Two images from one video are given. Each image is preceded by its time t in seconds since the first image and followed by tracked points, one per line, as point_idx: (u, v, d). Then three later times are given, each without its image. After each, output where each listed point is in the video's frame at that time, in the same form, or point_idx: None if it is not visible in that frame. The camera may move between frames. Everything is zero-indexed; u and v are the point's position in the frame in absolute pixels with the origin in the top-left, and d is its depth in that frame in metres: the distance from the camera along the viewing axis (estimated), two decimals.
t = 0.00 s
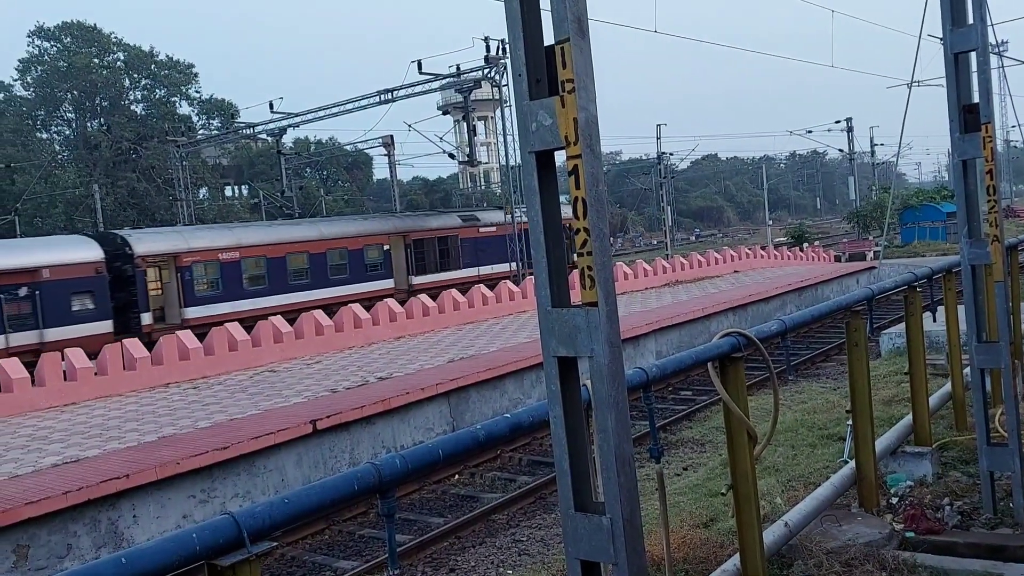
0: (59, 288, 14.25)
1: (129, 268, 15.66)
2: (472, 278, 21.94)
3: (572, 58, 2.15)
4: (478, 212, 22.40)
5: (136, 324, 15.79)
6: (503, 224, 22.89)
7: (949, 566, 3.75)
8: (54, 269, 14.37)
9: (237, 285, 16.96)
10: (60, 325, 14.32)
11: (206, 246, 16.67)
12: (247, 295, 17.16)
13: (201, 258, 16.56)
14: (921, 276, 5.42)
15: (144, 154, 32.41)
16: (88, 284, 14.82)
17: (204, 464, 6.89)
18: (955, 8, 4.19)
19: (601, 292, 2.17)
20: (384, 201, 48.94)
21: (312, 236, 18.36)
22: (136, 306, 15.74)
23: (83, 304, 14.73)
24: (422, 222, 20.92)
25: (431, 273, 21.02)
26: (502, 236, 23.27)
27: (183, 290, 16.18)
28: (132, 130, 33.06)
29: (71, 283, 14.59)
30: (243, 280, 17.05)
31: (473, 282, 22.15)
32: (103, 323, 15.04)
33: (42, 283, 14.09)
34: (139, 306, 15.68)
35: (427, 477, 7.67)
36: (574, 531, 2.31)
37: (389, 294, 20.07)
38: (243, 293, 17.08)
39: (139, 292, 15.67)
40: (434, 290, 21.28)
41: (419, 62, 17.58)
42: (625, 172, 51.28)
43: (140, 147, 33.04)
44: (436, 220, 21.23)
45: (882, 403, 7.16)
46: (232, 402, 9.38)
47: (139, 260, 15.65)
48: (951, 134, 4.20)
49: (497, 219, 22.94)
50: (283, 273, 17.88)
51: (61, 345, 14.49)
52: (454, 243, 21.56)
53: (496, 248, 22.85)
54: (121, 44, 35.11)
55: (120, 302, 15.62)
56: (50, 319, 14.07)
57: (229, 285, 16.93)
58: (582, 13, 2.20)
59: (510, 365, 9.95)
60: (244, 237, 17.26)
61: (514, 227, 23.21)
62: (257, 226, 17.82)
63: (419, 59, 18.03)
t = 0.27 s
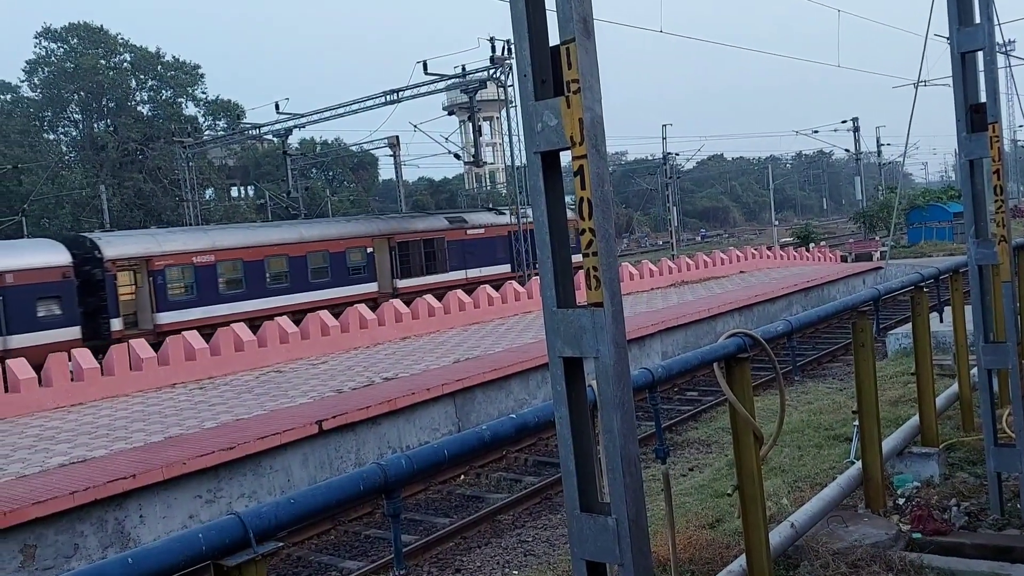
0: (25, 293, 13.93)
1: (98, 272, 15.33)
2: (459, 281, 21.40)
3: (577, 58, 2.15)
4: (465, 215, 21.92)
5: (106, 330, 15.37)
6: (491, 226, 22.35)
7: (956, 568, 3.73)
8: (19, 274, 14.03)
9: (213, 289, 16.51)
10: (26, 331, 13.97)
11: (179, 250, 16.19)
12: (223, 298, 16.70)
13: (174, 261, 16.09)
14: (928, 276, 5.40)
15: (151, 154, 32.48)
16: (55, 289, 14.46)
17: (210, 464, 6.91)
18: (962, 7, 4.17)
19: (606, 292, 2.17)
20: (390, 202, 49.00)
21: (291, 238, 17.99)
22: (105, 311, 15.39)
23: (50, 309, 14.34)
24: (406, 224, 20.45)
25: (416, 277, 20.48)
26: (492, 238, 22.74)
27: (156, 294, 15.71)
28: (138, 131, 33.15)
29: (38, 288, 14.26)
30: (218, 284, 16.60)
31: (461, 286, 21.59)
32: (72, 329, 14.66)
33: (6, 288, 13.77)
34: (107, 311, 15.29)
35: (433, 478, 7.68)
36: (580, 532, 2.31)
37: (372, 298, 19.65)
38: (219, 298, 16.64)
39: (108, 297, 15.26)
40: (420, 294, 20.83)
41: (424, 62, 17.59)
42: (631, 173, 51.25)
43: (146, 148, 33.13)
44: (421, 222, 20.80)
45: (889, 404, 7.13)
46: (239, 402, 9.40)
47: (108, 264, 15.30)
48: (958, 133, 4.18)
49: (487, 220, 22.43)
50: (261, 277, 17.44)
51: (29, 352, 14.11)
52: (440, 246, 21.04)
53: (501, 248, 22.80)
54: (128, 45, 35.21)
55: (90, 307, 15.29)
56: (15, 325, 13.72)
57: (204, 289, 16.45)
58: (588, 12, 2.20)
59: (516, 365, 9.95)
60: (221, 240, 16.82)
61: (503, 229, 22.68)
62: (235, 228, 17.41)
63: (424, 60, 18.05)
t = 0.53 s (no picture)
0: None
1: (70, 277, 15.23)
2: (449, 286, 21.10)
3: (588, 60, 2.15)
4: (456, 217, 21.63)
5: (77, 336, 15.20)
6: (483, 229, 22.04)
7: (968, 572, 3.70)
8: None
9: (190, 294, 16.18)
10: None
11: (156, 253, 15.94)
12: (201, 304, 16.38)
13: (151, 265, 15.83)
14: (939, 279, 5.38)
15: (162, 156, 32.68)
16: (26, 294, 14.40)
17: (221, 464, 6.93)
18: (975, 8, 4.15)
19: (616, 294, 2.17)
20: (400, 203, 49.09)
21: (274, 242, 17.67)
22: (77, 316, 15.26)
23: (19, 315, 14.24)
24: (394, 227, 20.25)
25: (405, 281, 20.23)
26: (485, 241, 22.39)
27: (132, 300, 15.46)
28: (150, 132, 33.32)
29: (7, 293, 14.18)
30: (197, 289, 16.30)
31: (452, 290, 21.31)
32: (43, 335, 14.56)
33: None
34: (80, 316, 15.18)
35: (442, 479, 7.68)
36: (589, 534, 2.31)
37: (358, 303, 19.39)
38: (198, 303, 16.34)
39: (81, 302, 15.11)
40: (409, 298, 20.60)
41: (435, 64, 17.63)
42: (641, 174, 51.23)
43: (158, 149, 33.30)
44: (410, 225, 20.57)
45: (900, 407, 7.10)
46: (249, 402, 9.43)
47: (81, 268, 15.09)
48: (970, 135, 4.16)
49: (480, 223, 22.08)
50: (243, 281, 17.12)
51: None
52: (431, 249, 20.77)
53: (494, 252, 22.46)
54: (141, 47, 35.42)
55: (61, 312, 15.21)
56: None
57: (182, 294, 16.16)
58: (599, 14, 2.20)
59: (525, 367, 9.95)
60: (199, 243, 16.48)
61: (495, 232, 22.37)
62: (216, 232, 17.08)
63: (435, 62, 18.08)
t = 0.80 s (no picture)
0: None
1: (35, 280, 14.83)
2: (434, 289, 20.76)
3: (594, 60, 2.15)
4: (442, 218, 21.27)
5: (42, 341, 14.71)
6: (469, 231, 21.65)
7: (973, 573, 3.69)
8: None
9: (161, 297, 15.90)
10: None
11: (126, 255, 15.63)
12: (174, 307, 16.13)
13: (121, 267, 15.55)
14: (945, 280, 5.36)
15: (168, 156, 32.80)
16: None
17: (226, 463, 6.94)
18: (981, 8, 4.14)
19: (621, 294, 2.17)
20: (405, 202, 49.15)
21: (251, 244, 17.38)
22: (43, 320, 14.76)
23: None
24: (377, 228, 19.92)
25: (387, 283, 19.90)
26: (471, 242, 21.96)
27: (100, 302, 15.16)
28: (156, 132, 33.39)
29: None
30: (168, 292, 16.00)
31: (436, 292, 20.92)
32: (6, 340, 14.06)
33: None
34: (45, 320, 14.70)
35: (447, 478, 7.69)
36: (594, 534, 2.31)
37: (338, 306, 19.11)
38: (169, 307, 16.05)
39: (46, 306, 14.64)
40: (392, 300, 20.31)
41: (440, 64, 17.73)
42: (646, 175, 51.23)
43: (164, 149, 33.40)
44: (394, 227, 20.20)
45: (906, 408, 7.08)
46: (254, 401, 9.45)
47: (45, 270, 14.71)
48: (977, 137, 4.16)
49: (466, 225, 21.66)
50: (217, 284, 16.80)
51: None
52: (415, 251, 20.42)
53: (480, 253, 22.09)
54: (147, 47, 35.52)
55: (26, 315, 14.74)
56: None
57: (153, 298, 15.88)
58: (604, 14, 2.20)
59: (530, 367, 9.95)
60: (172, 245, 16.23)
61: (481, 234, 21.99)
62: (190, 233, 16.78)
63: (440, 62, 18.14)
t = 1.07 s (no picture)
0: None
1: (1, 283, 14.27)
2: (419, 292, 20.38)
3: (600, 60, 2.15)
4: (427, 220, 20.87)
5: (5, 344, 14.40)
6: (455, 233, 21.21)
7: None
8: None
9: (132, 300, 15.17)
10: None
11: (94, 257, 14.87)
12: (144, 311, 15.42)
13: (89, 270, 14.81)
14: (952, 283, 5.34)
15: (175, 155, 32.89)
16: None
17: (231, 462, 6.95)
18: (990, 10, 4.12)
19: (626, 295, 2.17)
20: (410, 202, 49.20)
21: (226, 245, 16.76)
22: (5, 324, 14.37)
23: None
24: (359, 231, 19.54)
25: (369, 286, 19.50)
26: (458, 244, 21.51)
27: (66, 306, 14.39)
28: (163, 131, 33.50)
29: None
30: (138, 295, 15.29)
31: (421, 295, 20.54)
32: None
33: None
34: (7, 324, 14.31)
35: (451, 478, 7.69)
36: (597, 536, 2.31)
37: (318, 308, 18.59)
38: (139, 310, 15.33)
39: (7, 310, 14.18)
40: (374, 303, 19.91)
41: (445, 65, 18.08)
42: (652, 175, 51.21)
43: (171, 148, 33.52)
44: (377, 228, 19.85)
45: (912, 411, 7.06)
46: (259, 400, 9.47)
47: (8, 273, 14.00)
48: (984, 139, 4.14)
49: (453, 227, 21.25)
50: (190, 287, 16.12)
51: None
52: (398, 253, 20.04)
53: (466, 256, 21.64)
54: (155, 46, 35.62)
55: None
56: None
57: (122, 301, 15.11)
58: (610, 14, 2.20)
59: (535, 367, 9.95)
60: (142, 246, 15.52)
61: (468, 236, 21.55)
62: (162, 233, 16.12)
63: (446, 63, 18.33)
